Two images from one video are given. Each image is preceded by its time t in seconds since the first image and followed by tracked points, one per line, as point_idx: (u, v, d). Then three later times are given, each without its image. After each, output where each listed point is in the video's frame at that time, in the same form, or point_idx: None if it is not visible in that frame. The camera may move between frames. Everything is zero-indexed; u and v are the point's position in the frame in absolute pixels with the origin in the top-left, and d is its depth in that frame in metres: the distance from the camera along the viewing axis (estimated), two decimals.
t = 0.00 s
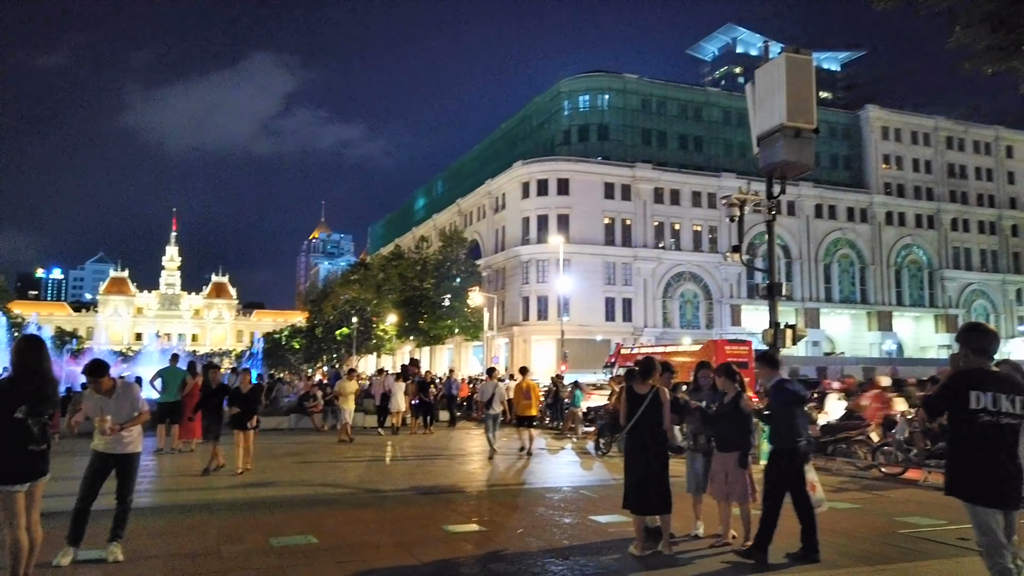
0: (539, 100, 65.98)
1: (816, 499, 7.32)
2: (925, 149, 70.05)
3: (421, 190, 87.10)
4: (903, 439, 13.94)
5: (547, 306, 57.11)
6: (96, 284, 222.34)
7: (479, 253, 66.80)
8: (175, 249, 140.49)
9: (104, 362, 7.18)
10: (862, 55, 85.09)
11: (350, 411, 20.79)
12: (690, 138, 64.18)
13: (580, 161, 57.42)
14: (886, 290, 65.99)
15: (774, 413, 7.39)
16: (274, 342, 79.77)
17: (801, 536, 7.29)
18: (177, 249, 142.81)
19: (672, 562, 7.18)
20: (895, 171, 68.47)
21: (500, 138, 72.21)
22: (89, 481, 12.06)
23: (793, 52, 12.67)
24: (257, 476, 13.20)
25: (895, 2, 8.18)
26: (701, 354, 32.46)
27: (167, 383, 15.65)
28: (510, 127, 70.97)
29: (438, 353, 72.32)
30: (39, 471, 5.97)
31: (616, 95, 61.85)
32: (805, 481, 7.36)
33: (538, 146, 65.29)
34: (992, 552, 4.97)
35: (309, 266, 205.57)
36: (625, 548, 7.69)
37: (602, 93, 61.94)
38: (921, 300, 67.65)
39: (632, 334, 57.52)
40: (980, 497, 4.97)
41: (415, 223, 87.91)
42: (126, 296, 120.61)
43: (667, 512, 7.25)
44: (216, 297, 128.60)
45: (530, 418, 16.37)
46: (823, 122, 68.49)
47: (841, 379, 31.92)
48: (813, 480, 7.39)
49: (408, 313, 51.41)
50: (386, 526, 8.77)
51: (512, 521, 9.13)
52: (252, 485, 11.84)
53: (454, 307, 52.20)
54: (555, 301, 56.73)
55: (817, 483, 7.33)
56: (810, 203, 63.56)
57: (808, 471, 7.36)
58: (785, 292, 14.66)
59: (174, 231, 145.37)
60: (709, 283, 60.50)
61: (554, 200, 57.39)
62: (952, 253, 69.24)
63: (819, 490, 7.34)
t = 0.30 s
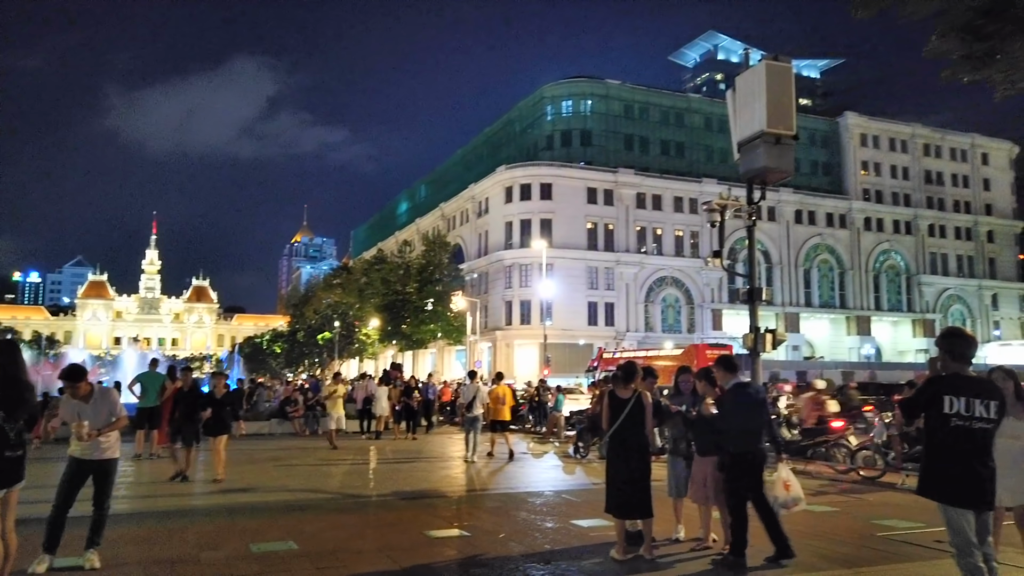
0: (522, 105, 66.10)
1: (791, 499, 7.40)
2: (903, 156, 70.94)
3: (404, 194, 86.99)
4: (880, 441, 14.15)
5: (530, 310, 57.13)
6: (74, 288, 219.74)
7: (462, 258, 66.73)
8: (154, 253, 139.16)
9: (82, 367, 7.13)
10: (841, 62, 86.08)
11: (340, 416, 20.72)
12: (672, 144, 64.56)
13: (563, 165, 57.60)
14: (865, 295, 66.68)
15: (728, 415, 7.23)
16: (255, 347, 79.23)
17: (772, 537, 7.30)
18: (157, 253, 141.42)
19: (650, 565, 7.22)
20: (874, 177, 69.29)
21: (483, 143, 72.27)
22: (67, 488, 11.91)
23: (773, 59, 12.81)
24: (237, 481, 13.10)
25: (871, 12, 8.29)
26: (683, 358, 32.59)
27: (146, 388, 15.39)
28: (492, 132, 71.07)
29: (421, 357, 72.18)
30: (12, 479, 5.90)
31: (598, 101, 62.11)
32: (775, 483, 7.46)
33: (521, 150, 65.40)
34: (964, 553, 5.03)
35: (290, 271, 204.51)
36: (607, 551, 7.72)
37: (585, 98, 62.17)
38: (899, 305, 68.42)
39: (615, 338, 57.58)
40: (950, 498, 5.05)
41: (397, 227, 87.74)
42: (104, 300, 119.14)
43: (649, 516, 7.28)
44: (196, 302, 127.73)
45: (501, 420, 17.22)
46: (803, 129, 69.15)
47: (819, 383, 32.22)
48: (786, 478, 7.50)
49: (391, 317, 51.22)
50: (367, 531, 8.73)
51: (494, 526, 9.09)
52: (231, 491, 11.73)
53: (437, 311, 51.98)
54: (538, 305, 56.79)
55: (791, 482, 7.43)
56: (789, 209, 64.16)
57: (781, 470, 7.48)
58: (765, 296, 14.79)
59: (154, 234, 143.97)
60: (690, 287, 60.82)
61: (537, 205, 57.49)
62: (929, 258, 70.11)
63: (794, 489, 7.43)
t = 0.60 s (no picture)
0: (507, 109, 66.20)
1: (763, 502, 7.53)
2: (884, 162, 71.71)
3: (389, 198, 86.85)
4: (863, 445, 14.27)
5: (515, 314, 57.12)
6: (54, 292, 217.38)
7: (447, 261, 66.64)
8: (136, 256, 137.83)
9: (61, 371, 7.04)
10: (823, 69, 86.89)
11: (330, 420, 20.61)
12: (656, 148, 64.90)
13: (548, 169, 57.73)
14: (847, 299, 67.28)
15: (707, 418, 7.28)
16: (238, 351, 78.65)
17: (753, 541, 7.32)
18: (138, 256, 140.10)
19: (635, 569, 7.23)
20: (855, 182, 69.98)
21: (468, 146, 72.28)
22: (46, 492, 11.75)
23: (756, 65, 12.90)
24: (220, 486, 13.00)
25: (853, 19, 8.40)
26: (667, 362, 32.71)
27: (127, 393, 15.25)
28: (478, 136, 71.11)
29: (405, 361, 71.98)
30: None
31: (583, 105, 62.34)
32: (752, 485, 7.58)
33: (506, 154, 65.48)
34: (942, 552, 5.07)
35: (274, 274, 203.44)
36: (591, 555, 7.71)
37: (570, 103, 62.40)
38: (881, 309, 69.10)
39: (600, 342, 57.67)
40: (930, 499, 5.09)
41: (382, 231, 87.53)
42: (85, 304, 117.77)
43: (633, 519, 7.30)
44: (178, 305, 126.79)
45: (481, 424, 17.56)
46: (786, 135, 69.73)
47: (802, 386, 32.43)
48: (762, 481, 7.60)
49: (376, 321, 51.04)
50: (352, 536, 8.68)
51: (479, 530, 9.09)
52: (213, 496, 11.63)
53: (421, 314, 51.73)
54: (523, 309, 56.81)
55: (765, 485, 7.57)
56: (773, 214, 64.59)
57: (758, 473, 7.58)
58: (748, 301, 14.89)
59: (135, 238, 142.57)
60: (675, 291, 61.07)
61: (522, 208, 57.58)
62: (910, 263, 70.86)
63: (767, 492, 7.57)
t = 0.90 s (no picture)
0: (490, 110, 66.17)
1: (734, 505, 7.64)
2: (864, 165, 72.49)
3: (372, 199, 86.56)
4: (842, 445, 14.42)
5: (498, 316, 57.11)
6: (31, 292, 214.43)
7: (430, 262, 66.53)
8: (115, 257, 136.22)
9: (37, 372, 6.95)
10: (804, 73, 87.74)
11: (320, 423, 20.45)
12: (639, 151, 65.17)
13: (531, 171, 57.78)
14: (827, 301, 67.91)
15: (685, 420, 7.34)
16: (219, 352, 77.98)
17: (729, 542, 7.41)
18: (117, 256, 138.44)
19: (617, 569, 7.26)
20: (835, 185, 70.68)
21: (451, 148, 72.19)
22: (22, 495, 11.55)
23: (739, 68, 12.91)
24: (201, 488, 12.87)
25: (834, 24, 8.48)
26: (649, 364, 32.82)
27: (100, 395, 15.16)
28: (461, 137, 71.01)
29: (388, 363, 71.75)
30: None
31: (566, 107, 62.49)
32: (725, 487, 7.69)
33: (489, 156, 65.46)
34: (920, 552, 5.12)
35: (256, 275, 202.04)
36: (573, 556, 7.73)
37: (554, 105, 62.51)
38: (860, 311, 69.84)
39: (583, 343, 57.84)
40: (911, 498, 5.14)
41: (365, 232, 87.22)
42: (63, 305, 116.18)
43: (615, 520, 7.32)
44: (158, 306, 125.59)
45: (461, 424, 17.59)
46: (767, 138, 70.25)
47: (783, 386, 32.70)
48: (734, 483, 7.70)
49: (358, 322, 50.83)
50: (335, 539, 8.60)
51: (462, 531, 9.08)
52: (192, 499, 11.53)
53: (404, 316, 51.32)
54: (506, 310, 56.82)
55: (738, 487, 7.68)
56: (754, 216, 65.04)
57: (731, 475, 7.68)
58: (730, 303, 14.97)
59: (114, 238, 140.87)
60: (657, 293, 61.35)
61: (506, 210, 57.56)
62: (889, 265, 71.65)
63: (739, 494, 7.68)
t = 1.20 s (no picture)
0: (476, 110, 66.11)
1: (716, 506, 7.68)
2: (846, 167, 73.13)
3: (356, 198, 86.26)
4: (824, 445, 14.59)
5: (483, 316, 57.08)
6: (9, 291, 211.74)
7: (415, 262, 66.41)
8: (95, 256, 134.79)
9: (17, 373, 6.90)
10: (787, 75, 88.36)
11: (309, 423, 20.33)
12: (624, 152, 65.37)
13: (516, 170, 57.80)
14: (810, 301, 68.45)
15: (669, 420, 7.37)
16: (202, 352, 77.37)
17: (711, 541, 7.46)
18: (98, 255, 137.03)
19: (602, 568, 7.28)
20: (818, 187, 71.27)
21: (437, 147, 72.06)
22: None
23: (723, 70, 12.98)
24: (182, 490, 12.76)
25: (816, 26, 8.56)
26: (634, 363, 32.94)
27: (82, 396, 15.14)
28: (447, 137, 70.88)
29: (373, 363, 71.55)
30: None
31: (552, 107, 62.58)
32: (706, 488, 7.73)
33: (474, 156, 65.39)
34: (904, 551, 5.18)
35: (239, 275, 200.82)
36: (558, 556, 7.74)
37: (539, 105, 62.58)
38: (842, 311, 70.44)
39: (568, 343, 57.91)
40: (893, 498, 5.19)
41: (349, 231, 86.90)
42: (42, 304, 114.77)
43: (600, 519, 7.34)
44: (140, 305, 124.56)
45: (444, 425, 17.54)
46: (751, 139, 70.67)
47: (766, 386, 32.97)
48: (715, 485, 7.76)
49: (343, 322, 50.72)
50: (318, 541, 8.54)
51: (447, 532, 9.05)
52: (174, 500, 11.39)
53: (389, 315, 51.09)
54: (491, 310, 56.81)
55: (719, 489, 7.73)
56: (738, 217, 65.45)
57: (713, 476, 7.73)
58: (714, 303, 15.05)
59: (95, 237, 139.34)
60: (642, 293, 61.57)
61: (491, 210, 57.54)
62: (870, 266, 72.32)
63: (721, 496, 7.72)
